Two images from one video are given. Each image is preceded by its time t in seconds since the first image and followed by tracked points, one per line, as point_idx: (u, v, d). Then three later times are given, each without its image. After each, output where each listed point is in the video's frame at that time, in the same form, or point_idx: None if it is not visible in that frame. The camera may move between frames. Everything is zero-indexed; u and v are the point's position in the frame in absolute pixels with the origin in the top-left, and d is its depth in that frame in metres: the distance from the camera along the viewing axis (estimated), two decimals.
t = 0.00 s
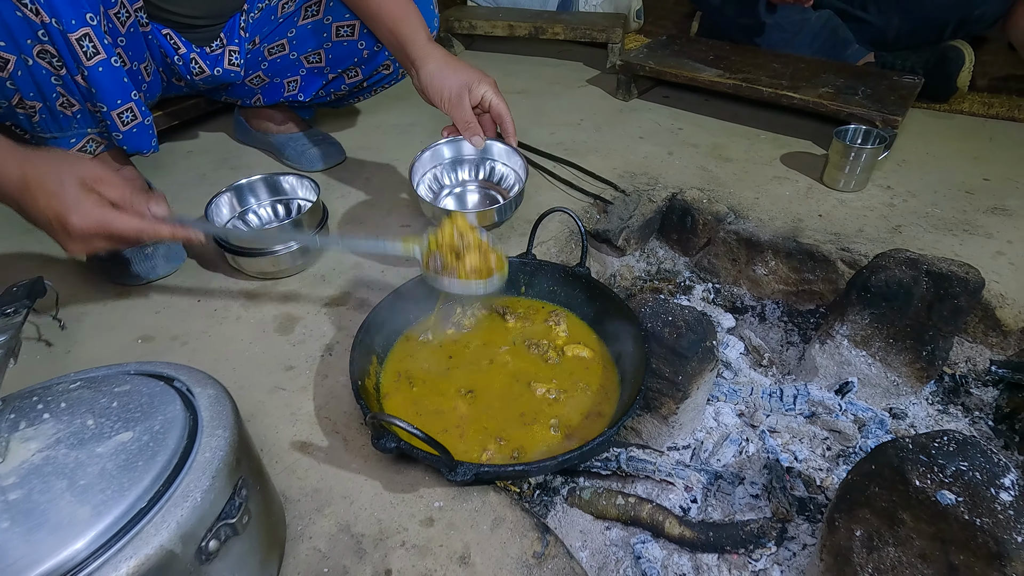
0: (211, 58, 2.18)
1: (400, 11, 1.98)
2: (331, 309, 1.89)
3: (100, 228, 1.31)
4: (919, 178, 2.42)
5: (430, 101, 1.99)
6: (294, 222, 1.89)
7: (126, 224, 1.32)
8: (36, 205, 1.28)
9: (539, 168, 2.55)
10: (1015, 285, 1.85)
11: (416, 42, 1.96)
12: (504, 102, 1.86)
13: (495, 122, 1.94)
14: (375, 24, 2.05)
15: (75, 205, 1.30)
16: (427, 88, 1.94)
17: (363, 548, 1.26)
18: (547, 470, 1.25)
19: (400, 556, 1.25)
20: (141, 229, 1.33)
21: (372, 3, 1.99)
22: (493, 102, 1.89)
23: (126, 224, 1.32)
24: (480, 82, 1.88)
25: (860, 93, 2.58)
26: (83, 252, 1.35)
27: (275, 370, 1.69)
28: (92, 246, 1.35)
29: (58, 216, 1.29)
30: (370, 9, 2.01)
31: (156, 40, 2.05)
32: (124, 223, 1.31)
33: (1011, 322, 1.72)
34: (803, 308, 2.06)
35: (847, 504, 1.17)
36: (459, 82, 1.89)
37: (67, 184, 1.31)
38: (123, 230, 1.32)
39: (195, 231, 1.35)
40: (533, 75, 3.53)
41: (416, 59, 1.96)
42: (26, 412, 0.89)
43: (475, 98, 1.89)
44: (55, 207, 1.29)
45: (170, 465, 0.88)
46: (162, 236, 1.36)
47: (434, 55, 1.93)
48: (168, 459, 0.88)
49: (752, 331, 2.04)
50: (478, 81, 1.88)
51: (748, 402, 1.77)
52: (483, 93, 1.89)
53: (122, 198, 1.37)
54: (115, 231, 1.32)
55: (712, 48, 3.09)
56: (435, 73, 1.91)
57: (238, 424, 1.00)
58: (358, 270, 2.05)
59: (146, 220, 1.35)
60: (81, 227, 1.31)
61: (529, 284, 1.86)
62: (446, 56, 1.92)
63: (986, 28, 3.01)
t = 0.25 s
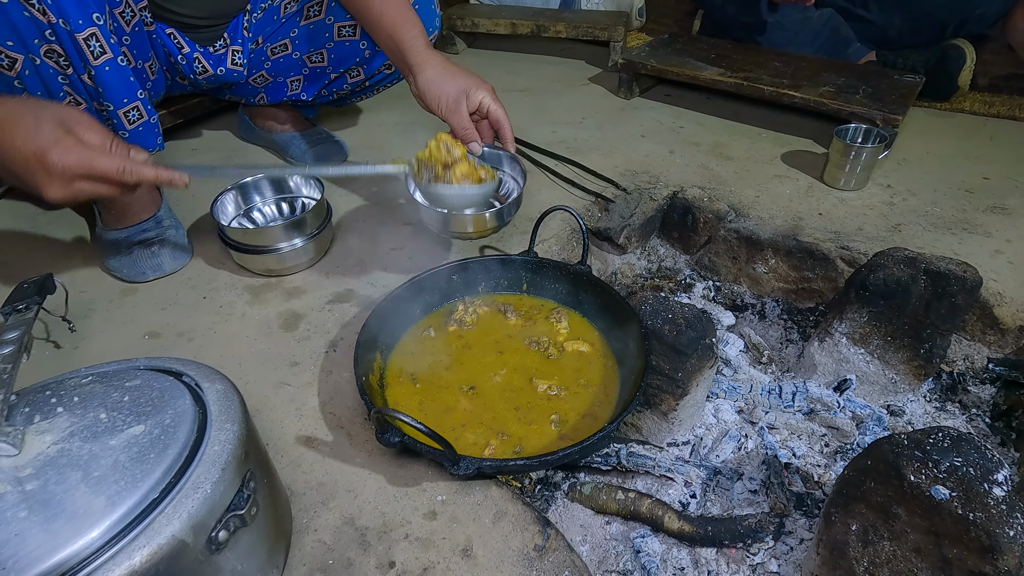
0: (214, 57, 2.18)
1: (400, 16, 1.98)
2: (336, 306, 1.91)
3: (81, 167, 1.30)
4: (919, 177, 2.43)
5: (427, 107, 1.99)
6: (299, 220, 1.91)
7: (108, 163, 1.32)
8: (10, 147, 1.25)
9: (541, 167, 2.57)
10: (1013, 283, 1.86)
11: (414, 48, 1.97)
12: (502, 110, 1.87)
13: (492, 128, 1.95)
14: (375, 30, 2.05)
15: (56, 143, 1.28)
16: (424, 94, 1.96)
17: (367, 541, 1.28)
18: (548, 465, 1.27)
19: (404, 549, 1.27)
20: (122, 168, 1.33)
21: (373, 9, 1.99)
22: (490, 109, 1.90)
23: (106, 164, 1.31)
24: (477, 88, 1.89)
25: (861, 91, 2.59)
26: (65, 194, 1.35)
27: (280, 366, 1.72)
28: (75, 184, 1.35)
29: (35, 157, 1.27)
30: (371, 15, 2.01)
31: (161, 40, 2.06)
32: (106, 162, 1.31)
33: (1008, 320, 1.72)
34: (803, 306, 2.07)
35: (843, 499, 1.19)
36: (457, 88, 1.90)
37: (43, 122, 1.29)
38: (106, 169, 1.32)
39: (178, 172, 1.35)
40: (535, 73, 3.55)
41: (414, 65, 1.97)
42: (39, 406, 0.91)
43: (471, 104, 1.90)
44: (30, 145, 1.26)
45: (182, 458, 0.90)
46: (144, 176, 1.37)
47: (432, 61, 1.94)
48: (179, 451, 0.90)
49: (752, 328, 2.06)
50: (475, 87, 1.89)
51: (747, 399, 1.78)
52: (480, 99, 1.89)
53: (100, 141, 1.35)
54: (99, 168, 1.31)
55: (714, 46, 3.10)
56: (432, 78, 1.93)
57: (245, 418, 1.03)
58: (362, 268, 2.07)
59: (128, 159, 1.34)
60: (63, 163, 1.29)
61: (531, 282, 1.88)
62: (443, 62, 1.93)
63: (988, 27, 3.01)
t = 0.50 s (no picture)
0: (217, 55, 2.19)
1: (397, 17, 1.99)
2: (338, 304, 1.92)
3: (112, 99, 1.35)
4: (921, 177, 2.43)
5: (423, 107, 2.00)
6: (302, 218, 1.92)
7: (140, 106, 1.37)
8: (52, 71, 1.33)
9: (543, 165, 2.58)
10: (1014, 283, 1.86)
11: (410, 49, 1.97)
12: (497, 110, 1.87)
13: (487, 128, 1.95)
14: (372, 31, 2.06)
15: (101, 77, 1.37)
16: (420, 95, 1.96)
17: (369, 537, 1.30)
18: (549, 463, 1.28)
19: (406, 545, 1.28)
20: (149, 114, 1.38)
21: (371, 10, 2.00)
22: (485, 110, 1.90)
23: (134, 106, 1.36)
24: (472, 90, 1.89)
25: (864, 91, 2.59)
26: (71, 112, 1.32)
27: (283, 363, 1.73)
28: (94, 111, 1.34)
29: (75, 76, 1.34)
30: (369, 16, 2.02)
31: (165, 38, 2.07)
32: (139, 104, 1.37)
33: (1009, 320, 1.73)
34: (804, 305, 2.08)
35: (843, 498, 1.20)
36: (452, 90, 1.91)
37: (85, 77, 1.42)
38: (133, 110, 1.36)
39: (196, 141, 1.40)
40: (538, 72, 3.55)
41: (410, 66, 1.98)
42: (47, 402, 0.92)
43: (466, 105, 1.90)
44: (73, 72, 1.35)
45: (187, 454, 0.91)
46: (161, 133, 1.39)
47: (427, 62, 1.95)
48: (185, 448, 0.91)
49: (753, 327, 2.07)
50: (470, 89, 1.90)
51: (748, 398, 1.79)
52: (475, 100, 1.90)
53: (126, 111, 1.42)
54: (127, 109, 1.36)
55: (717, 45, 3.10)
56: (428, 79, 1.93)
57: (249, 415, 1.04)
58: (364, 266, 2.08)
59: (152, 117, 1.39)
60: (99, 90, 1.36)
61: (533, 281, 1.89)
62: (439, 64, 1.94)
63: (992, 26, 3.00)
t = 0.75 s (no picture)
0: (220, 53, 2.18)
1: (399, 15, 1.99)
2: (340, 303, 1.92)
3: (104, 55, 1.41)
4: (923, 176, 2.43)
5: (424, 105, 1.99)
6: (305, 216, 1.92)
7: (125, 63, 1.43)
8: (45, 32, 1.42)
9: (545, 164, 2.58)
10: (1016, 282, 1.86)
11: (412, 47, 1.97)
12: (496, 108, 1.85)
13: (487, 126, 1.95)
14: (375, 30, 2.06)
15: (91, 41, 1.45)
16: (421, 93, 1.95)
17: (371, 534, 1.30)
18: (550, 461, 1.28)
19: (408, 542, 1.28)
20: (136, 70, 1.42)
21: (373, 9, 2.01)
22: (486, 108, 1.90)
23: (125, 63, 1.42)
24: (474, 87, 1.89)
25: (866, 89, 2.58)
26: (55, 58, 1.36)
27: (285, 361, 1.73)
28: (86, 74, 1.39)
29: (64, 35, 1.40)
30: (371, 15, 2.03)
31: (167, 35, 2.06)
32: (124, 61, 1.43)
33: (1012, 319, 1.73)
34: (805, 304, 2.07)
35: (844, 496, 1.20)
36: (453, 87, 1.91)
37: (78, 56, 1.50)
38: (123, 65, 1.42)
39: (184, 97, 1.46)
40: (540, 70, 3.54)
41: (411, 64, 1.97)
42: (51, 399, 0.93)
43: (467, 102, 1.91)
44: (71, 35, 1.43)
45: (190, 451, 0.92)
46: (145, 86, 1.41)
47: (428, 60, 1.94)
48: (188, 445, 0.92)
49: (755, 326, 2.07)
50: (471, 87, 1.90)
51: (749, 396, 1.79)
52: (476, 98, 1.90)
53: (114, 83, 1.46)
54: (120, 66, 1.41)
55: (719, 43, 3.10)
56: (429, 77, 1.93)
57: (252, 412, 1.04)
58: (366, 264, 2.08)
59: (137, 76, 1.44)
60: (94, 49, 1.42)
61: (534, 279, 1.89)
62: (440, 62, 1.94)
63: (995, 25, 2.99)
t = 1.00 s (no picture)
0: (224, 52, 2.19)
1: (404, 15, 1.99)
2: (343, 302, 1.93)
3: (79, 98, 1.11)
4: (927, 176, 2.42)
5: (432, 106, 2.00)
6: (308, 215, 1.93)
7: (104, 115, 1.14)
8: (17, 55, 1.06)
9: (547, 163, 2.58)
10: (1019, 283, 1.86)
11: (418, 48, 1.98)
12: (504, 109, 1.88)
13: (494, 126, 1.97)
14: (380, 30, 2.06)
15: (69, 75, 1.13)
16: (429, 94, 1.96)
17: (374, 533, 1.30)
18: (552, 461, 1.28)
19: (410, 541, 1.29)
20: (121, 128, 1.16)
21: (378, 9, 2.00)
22: (492, 108, 1.92)
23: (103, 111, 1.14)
24: (480, 87, 1.90)
25: (870, 90, 2.58)
26: (23, 115, 1.04)
27: (289, 360, 1.74)
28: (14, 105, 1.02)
29: (34, 68, 1.08)
30: (376, 15, 2.02)
31: (173, 35, 2.09)
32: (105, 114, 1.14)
33: (1015, 320, 1.74)
34: (808, 305, 2.07)
35: (846, 497, 1.20)
36: (459, 87, 1.91)
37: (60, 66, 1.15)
38: (103, 116, 1.13)
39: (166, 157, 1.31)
40: (542, 70, 3.55)
41: (418, 66, 1.98)
42: (56, 396, 0.93)
43: (475, 103, 1.91)
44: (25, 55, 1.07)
45: (195, 449, 0.92)
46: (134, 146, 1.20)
47: (435, 61, 1.95)
48: (193, 443, 0.92)
49: (758, 326, 2.04)
50: (478, 87, 1.90)
51: (751, 397, 1.79)
52: (483, 99, 1.91)
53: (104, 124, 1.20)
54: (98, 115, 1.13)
55: (722, 43, 3.09)
56: (436, 78, 1.93)
57: (256, 410, 1.05)
58: (369, 263, 2.09)
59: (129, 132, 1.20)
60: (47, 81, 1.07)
61: (536, 279, 1.90)
62: (446, 63, 1.94)
63: (999, 24, 2.99)
